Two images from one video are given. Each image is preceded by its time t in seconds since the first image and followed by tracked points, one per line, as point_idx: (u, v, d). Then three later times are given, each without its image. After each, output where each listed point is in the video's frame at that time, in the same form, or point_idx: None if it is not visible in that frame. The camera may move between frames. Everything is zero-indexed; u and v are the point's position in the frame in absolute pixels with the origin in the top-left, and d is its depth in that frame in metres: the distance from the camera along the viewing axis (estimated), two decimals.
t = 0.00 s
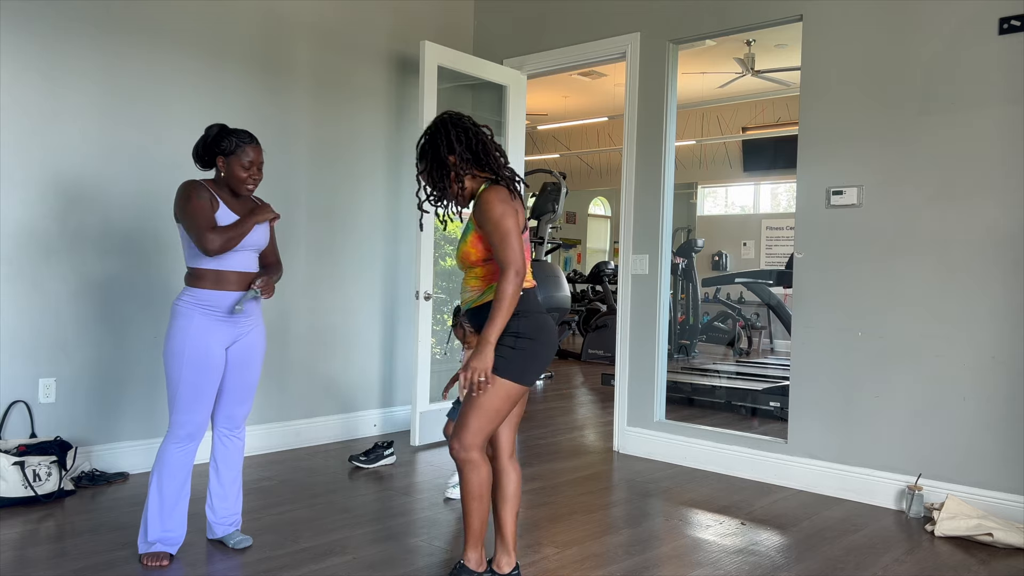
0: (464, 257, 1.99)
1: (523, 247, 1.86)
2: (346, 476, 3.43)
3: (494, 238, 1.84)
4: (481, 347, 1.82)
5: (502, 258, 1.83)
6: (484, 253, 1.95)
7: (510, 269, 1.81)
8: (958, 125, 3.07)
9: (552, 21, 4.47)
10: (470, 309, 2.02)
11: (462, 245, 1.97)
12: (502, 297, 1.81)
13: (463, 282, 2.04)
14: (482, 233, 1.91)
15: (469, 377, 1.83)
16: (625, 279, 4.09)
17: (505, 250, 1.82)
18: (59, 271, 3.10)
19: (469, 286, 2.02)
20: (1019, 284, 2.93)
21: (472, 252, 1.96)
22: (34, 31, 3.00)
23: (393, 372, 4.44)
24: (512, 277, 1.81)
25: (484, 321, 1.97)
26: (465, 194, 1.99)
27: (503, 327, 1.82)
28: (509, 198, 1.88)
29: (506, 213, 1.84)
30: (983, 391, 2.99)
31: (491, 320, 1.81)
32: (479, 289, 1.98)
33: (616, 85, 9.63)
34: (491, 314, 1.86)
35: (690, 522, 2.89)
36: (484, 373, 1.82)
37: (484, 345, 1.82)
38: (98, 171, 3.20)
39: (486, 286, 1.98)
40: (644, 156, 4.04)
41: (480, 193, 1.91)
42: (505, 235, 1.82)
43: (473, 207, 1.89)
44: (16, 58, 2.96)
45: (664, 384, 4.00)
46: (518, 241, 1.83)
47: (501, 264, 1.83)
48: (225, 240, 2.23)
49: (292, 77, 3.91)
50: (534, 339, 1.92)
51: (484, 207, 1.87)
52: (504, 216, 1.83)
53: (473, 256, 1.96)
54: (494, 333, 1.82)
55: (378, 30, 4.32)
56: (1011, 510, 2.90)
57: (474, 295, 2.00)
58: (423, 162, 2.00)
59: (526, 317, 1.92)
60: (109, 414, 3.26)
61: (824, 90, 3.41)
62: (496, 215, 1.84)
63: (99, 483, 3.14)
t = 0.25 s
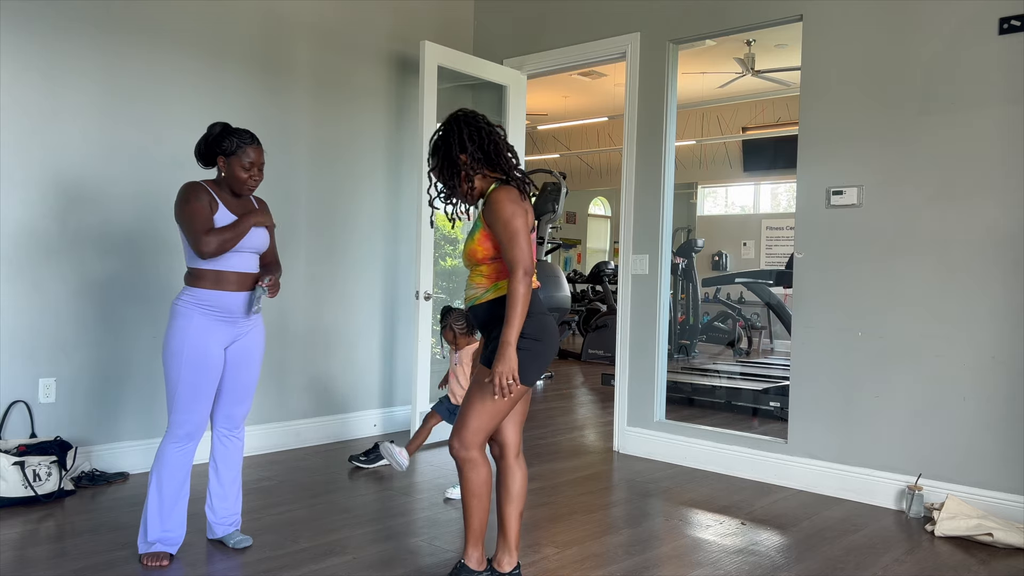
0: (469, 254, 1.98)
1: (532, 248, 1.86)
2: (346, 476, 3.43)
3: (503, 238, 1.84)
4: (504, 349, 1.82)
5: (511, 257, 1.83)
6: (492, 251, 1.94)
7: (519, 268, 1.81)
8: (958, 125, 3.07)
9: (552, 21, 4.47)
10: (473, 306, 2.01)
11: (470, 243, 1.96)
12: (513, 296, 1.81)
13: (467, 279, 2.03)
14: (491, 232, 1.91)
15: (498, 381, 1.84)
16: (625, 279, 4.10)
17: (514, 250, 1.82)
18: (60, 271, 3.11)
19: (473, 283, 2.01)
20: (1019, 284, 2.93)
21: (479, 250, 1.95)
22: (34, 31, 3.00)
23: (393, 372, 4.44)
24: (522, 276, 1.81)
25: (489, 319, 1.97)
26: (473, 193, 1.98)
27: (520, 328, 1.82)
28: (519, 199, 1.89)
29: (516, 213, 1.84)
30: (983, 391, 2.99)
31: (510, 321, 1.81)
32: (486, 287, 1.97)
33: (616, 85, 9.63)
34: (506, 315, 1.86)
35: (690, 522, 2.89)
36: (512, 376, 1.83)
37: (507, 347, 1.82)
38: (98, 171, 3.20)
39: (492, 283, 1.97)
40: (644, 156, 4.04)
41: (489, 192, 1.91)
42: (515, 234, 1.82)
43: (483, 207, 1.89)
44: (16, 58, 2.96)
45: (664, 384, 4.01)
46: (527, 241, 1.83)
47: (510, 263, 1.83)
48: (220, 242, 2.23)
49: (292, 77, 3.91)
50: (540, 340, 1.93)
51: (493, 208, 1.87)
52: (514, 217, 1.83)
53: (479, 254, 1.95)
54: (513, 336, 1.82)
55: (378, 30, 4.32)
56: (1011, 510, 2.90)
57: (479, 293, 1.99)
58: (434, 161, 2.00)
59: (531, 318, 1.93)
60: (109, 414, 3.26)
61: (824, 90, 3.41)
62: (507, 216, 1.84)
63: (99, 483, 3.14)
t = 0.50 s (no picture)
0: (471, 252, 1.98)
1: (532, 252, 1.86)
2: (346, 476, 3.43)
3: (505, 242, 1.84)
4: (498, 355, 1.83)
5: (511, 261, 1.83)
6: (494, 252, 1.94)
7: (517, 274, 1.81)
8: (958, 125, 3.07)
9: (552, 21, 4.47)
10: (473, 301, 2.02)
11: (472, 241, 1.97)
12: (510, 301, 1.81)
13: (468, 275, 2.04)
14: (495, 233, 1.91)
15: (491, 388, 1.83)
16: (625, 279, 4.10)
17: (514, 254, 1.82)
18: (59, 271, 3.10)
19: (474, 279, 2.02)
20: (1019, 284, 2.93)
21: (480, 249, 1.96)
22: (33, 31, 3.00)
23: (393, 372, 4.44)
24: (519, 282, 1.81)
25: (488, 316, 1.97)
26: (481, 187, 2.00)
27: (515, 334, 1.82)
28: (526, 203, 1.88)
29: (520, 218, 1.83)
30: (983, 391, 2.99)
31: (506, 327, 1.81)
32: (484, 284, 1.98)
33: (616, 85, 9.62)
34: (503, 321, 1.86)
35: (690, 522, 2.89)
36: (503, 383, 1.83)
37: (501, 352, 1.82)
38: (97, 171, 3.20)
39: (491, 281, 1.97)
40: (644, 156, 4.03)
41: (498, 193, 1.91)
42: (515, 240, 1.82)
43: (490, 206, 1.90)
44: (16, 58, 2.96)
45: (664, 384, 4.01)
46: (528, 246, 1.83)
47: (508, 267, 1.83)
48: (210, 255, 2.23)
49: (291, 77, 3.91)
50: (537, 339, 1.92)
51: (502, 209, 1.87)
52: (517, 222, 1.83)
53: (480, 254, 1.96)
54: (508, 342, 1.82)
55: (378, 30, 4.32)
56: (1011, 510, 2.90)
57: (477, 290, 2.00)
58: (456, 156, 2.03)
59: (528, 314, 1.93)
60: (109, 414, 3.26)
61: (824, 90, 3.41)
62: (512, 219, 1.84)
63: (99, 483, 3.14)
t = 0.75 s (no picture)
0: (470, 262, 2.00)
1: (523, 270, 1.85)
2: (346, 476, 3.43)
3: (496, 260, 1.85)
4: (468, 372, 1.82)
5: (499, 279, 1.83)
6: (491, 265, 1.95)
7: (501, 294, 1.81)
8: (957, 125, 3.07)
9: (553, 20, 4.47)
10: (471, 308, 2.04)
11: (472, 252, 1.98)
12: (491, 319, 1.81)
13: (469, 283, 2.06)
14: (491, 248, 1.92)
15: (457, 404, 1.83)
16: (625, 279, 4.08)
17: (503, 272, 1.82)
18: (59, 271, 3.10)
19: (473, 287, 2.03)
20: (1019, 283, 2.93)
21: (479, 262, 1.97)
22: (32, 31, 3.00)
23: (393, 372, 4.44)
24: (502, 301, 1.80)
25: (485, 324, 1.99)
26: (480, 197, 1.99)
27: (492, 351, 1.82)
28: (521, 217, 1.86)
29: (510, 237, 1.83)
30: (983, 391, 2.99)
31: (483, 343, 1.81)
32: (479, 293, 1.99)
33: (616, 85, 9.62)
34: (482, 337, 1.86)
35: (690, 522, 2.89)
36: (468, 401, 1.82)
37: (472, 370, 1.81)
38: (97, 171, 3.20)
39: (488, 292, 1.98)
40: (644, 157, 4.03)
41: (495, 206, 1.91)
42: (505, 261, 1.82)
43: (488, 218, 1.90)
44: (16, 58, 2.96)
45: (664, 385, 4.00)
46: (519, 265, 1.83)
47: (496, 284, 1.83)
48: (209, 253, 2.23)
49: (291, 76, 3.91)
50: (534, 347, 1.92)
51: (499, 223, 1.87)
52: (507, 242, 1.83)
53: (479, 266, 1.97)
54: (478, 362, 1.81)
55: (378, 29, 4.31)
56: (1011, 510, 2.90)
57: (475, 297, 2.02)
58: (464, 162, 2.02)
59: (524, 319, 1.92)
60: (109, 414, 3.26)
61: (824, 90, 3.41)
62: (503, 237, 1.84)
63: (99, 483, 3.14)
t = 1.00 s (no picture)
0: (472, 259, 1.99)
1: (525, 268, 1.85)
2: (346, 476, 3.43)
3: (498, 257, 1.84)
4: (461, 364, 1.83)
5: (499, 278, 1.82)
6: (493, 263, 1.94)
7: (499, 292, 1.81)
8: (957, 125, 3.07)
9: (552, 20, 4.47)
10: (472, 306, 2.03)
11: (474, 250, 1.97)
12: (488, 316, 1.81)
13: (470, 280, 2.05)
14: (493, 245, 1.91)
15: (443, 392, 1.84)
16: (625, 279, 4.11)
17: (503, 271, 1.82)
18: (59, 271, 3.10)
19: (473, 284, 2.02)
20: (1019, 283, 2.93)
21: (480, 259, 1.97)
22: (32, 31, 3.00)
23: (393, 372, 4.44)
24: (501, 299, 1.80)
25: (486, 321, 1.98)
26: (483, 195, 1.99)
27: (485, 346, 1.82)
28: (520, 215, 1.84)
29: (513, 235, 1.83)
30: (983, 391, 2.99)
31: (476, 338, 1.82)
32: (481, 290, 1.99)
33: (616, 85, 9.62)
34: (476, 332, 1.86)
35: (690, 522, 2.89)
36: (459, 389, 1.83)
37: (464, 361, 1.83)
38: (96, 172, 3.20)
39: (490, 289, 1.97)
40: (644, 157, 4.04)
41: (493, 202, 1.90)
42: (507, 258, 1.82)
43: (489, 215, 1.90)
44: (16, 58, 2.97)
45: (664, 385, 4.01)
46: (520, 263, 1.83)
47: (496, 282, 1.83)
48: (209, 254, 2.23)
49: (291, 77, 3.91)
50: (535, 345, 1.92)
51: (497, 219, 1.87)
52: (509, 238, 1.83)
53: (481, 263, 1.97)
54: (473, 353, 1.82)
55: (377, 29, 4.31)
56: (1011, 510, 2.90)
57: (476, 295, 2.01)
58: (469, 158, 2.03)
59: (525, 319, 1.91)
60: (109, 414, 3.26)
61: (824, 90, 3.41)
62: (505, 235, 1.84)
63: (99, 483, 3.14)
